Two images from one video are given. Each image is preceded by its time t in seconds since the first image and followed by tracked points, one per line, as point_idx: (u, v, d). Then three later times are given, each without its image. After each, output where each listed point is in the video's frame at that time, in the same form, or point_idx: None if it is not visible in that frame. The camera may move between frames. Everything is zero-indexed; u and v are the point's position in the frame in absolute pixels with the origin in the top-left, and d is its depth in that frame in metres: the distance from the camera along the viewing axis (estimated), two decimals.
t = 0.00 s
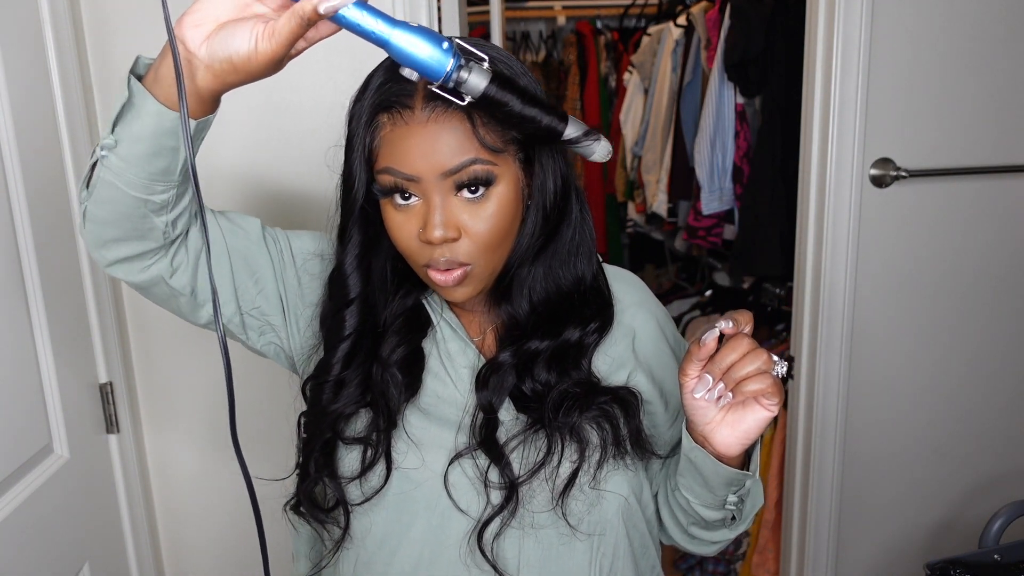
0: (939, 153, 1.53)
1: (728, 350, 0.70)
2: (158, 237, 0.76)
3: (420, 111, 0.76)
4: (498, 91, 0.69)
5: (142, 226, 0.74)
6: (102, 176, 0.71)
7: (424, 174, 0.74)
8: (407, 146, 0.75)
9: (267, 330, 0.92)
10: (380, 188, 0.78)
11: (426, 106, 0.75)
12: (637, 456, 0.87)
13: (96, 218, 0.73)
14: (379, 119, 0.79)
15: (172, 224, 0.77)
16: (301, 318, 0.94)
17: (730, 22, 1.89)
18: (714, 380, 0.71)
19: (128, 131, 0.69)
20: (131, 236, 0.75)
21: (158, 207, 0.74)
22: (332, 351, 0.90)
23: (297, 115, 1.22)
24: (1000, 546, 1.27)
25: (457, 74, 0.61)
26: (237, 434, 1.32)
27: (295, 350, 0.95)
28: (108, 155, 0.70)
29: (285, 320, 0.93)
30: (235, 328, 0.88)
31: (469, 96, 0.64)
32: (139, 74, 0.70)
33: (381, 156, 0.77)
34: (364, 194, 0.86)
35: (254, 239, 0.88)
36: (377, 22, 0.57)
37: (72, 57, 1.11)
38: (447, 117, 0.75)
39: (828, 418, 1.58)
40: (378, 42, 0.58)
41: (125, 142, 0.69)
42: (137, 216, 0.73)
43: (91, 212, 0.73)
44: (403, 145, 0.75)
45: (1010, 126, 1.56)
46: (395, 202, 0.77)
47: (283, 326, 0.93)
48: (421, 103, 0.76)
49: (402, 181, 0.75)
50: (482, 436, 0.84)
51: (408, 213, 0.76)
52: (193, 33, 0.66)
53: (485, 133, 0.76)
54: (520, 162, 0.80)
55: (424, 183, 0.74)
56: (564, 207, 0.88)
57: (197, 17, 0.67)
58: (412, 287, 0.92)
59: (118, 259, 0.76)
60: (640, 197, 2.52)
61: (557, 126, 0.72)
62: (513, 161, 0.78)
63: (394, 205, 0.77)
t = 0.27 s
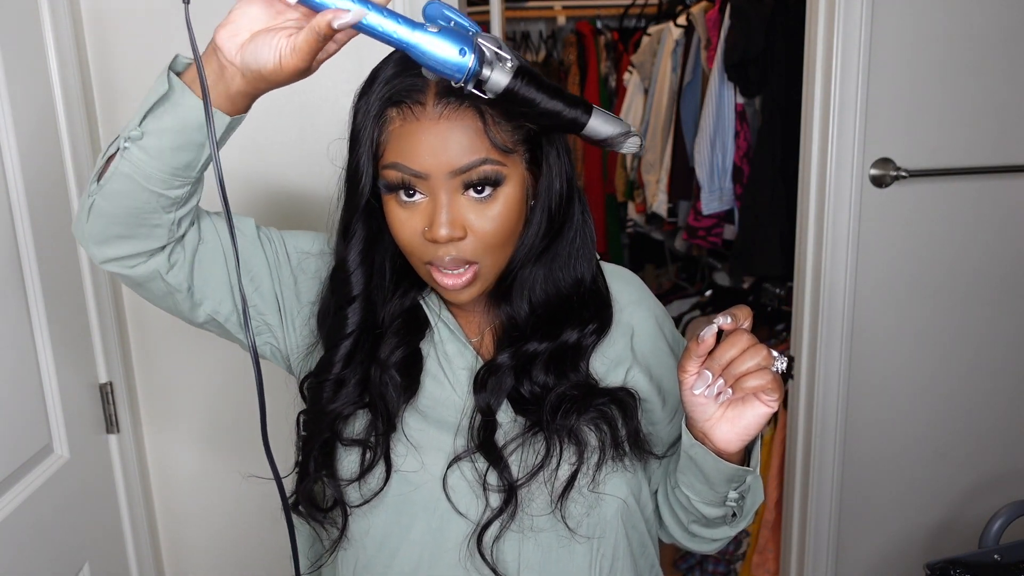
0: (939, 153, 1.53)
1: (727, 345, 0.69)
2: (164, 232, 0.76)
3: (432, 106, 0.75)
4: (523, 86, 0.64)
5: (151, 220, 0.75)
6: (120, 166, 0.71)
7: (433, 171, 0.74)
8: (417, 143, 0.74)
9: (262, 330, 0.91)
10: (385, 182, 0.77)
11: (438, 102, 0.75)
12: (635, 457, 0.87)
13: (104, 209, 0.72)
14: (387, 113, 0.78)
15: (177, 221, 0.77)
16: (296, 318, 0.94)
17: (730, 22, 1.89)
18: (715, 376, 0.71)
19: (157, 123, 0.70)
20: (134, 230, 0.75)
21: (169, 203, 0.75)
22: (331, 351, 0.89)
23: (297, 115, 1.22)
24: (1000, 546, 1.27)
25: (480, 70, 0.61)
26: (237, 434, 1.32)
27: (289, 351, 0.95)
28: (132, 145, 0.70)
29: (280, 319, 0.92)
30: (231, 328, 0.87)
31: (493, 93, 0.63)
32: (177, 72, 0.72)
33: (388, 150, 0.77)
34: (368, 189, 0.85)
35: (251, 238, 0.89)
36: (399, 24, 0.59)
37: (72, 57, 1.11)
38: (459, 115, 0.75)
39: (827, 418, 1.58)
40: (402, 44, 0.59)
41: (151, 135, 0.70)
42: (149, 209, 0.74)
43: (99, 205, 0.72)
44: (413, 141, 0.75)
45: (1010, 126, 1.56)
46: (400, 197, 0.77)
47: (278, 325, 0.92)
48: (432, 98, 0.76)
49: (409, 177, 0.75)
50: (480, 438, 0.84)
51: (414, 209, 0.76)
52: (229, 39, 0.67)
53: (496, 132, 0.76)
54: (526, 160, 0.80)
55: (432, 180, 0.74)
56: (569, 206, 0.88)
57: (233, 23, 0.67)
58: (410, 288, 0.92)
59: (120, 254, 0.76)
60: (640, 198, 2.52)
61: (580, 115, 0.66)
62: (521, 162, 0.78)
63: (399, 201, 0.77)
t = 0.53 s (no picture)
0: (939, 153, 1.53)
1: (729, 353, 0.69)
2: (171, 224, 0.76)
3: (430, 111, 0.75)
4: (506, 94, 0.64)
5: (159, 210, 0.75)
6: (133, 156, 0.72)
7: (432, 175, 0.74)
8: (415, 147, 0.74)
9: (260, 322, 0.92)
10: (384, 186, 0.77)
11: (436, 106, 0.75)
12: (635, 459, 0.88)
13: (114, 196, 0.73)
14: (386, 117, 0.79)
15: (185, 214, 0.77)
16: (295, 312, 0.94)
17: (730, 22, 1.89)
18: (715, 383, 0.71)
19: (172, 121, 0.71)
20: (142, 218, 0.75)
21: (178, 197, 0.75)
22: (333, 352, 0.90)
23: (297, 116, 1.22)
24: (1000, 546, 1.27)
25: (457, 81, 0.61)
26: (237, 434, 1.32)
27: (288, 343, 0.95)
28: (146, 141, 0.71)
29: (278, 312, 0.93)
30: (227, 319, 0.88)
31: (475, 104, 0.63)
32: (198, 77, 0.73)
33: (387, 154, 0.77)
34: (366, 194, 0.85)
35: (251, 232, 0.88)
36: (372, 40, 0.60)
37: (72, 57, 1.11)
38: (456, 119, 0.75)
39: (827, 418, 1.58)
40: (376, 60, 0.60)
41: (165, 132, 0.71)
42: (157, 200, 0.74)
43: (110, 192, 0.73)
44: (411, 146, 0.75)
45: (1010, 126, 1.56)
46: (399, 201, 0.77)
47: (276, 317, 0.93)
48: (430, 103, 0.76)
49: (409, 181, 0.75)
50: (479, 440, 0.84)
51: (412, 212, 0.76)
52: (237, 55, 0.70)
53: (495, 136, 0.76)
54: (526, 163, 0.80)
55: (431, 184, 0.74)
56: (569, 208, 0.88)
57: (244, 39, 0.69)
58: (410, 288, 0.92)
59: (129, 242, 0.76)
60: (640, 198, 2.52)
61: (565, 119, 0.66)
62: (520, 165, 0.78)
63: (398, 205, 0.77)
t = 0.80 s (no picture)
0: (939, 152, 1.53)
1: (682, 389, 0.65)
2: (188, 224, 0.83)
3: (409, 129, 0.74)
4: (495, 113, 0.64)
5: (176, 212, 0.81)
6: (154, 164, 0.78)
7: (416, 195, 0.74)
8: (397, 167, 0.74)
9: (265, 316, 0.93)
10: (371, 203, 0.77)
11: (415, 123, 0.74)
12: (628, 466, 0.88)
13: (135, 199, 0.79)
14: (369, 131, 0.78)
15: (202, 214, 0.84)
16: (299, 307, 0.95)
17: (730, 22, 1.89)
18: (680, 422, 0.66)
19: (191, 133, 0.77)
20: (160, 218, 0.81)
21: (196, 198, 0.81)
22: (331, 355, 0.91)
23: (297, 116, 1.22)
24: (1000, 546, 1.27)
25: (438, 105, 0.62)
26: (236, 434, 1.32)
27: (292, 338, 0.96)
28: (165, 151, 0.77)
29: (283, 308, 0.94)
30: (233, 311, 0.91)
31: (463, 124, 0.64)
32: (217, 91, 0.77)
33: (372, 171, 0.77)
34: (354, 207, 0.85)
35: (258, 230, 0.90)
36: (350, 69, 0.61)
37: (72, 57, 1.11)
38: (435, 138, 0.73)
39: (827, 418, 1.58)
40: (356, 88, 0.62)
41: (183, 142, 0.77)
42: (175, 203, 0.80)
43: (126, 194, 0.79)
44: (394, 166, 0.74)
45: (1010, 125, 1.56)
46: (387, 219, 0.77)
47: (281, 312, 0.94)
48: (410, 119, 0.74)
49: (394, 201, 0.75)
50: (468, 443, 0.84)
51: (401, 229, 0.76)
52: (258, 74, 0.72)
53: (477, 152, 0.74)
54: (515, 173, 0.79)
55: (415, 204, 0.74)
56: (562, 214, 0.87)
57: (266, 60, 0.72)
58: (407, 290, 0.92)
59: (143, 240, 0.82)
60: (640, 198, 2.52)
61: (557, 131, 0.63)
62: (507, 176, 0.77)
63: (386, 222, 0.77)
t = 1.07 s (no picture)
0: (939, 152, 1.53)
1: (631, 409, 0.63)
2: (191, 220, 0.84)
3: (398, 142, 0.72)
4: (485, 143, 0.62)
5: (181, 209, 0.83)
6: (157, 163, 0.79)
7: (404, 211, 0.73)
8: (386, 182, 0.73)
9: (269, 313, 0.93)
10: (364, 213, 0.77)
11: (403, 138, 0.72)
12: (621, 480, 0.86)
13: (140, 198, 0.80)
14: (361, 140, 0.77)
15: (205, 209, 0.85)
16: (302, 305, 0.95)
17: (730, 22, 1.89)
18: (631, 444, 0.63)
19: (192, 131, 0.78)
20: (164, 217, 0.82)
21: (201, 194, 0.83)
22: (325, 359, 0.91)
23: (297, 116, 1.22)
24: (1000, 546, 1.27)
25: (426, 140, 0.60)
26: (236, 434, 1.32)
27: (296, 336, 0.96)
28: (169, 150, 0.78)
29: (286, 306, 0.94)
30: (237, 309, 0.91)
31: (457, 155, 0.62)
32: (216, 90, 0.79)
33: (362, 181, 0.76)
34: (348, 214, 0.86)
35: (260, 227, 0.92)
36: (336, 115, 0.60)
37: (72, 57, 1.11)
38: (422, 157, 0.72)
39: (827, 418, 1.58)
40: (345, 133, 0.61)
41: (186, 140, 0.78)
42: (179, 199, 0.82)
43: (129, 194, 0.80)
44: (382, 181, 0.73)
45: (1010, 125, 1.56)
46: (379, 229, 0.77)
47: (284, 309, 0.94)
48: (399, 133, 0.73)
49: (384, 213, 0.74)
50: (459, 451, 0.84)
51: (392, 239, 0.76)
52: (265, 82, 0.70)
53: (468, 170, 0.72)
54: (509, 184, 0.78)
55: (404, 219, 0.73)
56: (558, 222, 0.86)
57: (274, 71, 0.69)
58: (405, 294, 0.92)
59: (148, 237, 0.83)
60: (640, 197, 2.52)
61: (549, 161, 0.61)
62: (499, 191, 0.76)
63: (378, 232, 0.77)
